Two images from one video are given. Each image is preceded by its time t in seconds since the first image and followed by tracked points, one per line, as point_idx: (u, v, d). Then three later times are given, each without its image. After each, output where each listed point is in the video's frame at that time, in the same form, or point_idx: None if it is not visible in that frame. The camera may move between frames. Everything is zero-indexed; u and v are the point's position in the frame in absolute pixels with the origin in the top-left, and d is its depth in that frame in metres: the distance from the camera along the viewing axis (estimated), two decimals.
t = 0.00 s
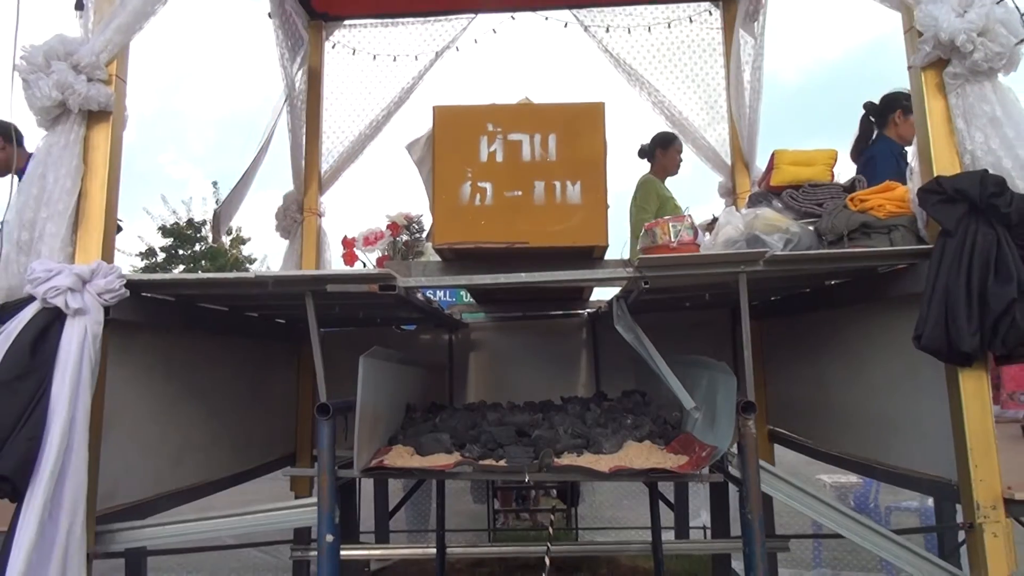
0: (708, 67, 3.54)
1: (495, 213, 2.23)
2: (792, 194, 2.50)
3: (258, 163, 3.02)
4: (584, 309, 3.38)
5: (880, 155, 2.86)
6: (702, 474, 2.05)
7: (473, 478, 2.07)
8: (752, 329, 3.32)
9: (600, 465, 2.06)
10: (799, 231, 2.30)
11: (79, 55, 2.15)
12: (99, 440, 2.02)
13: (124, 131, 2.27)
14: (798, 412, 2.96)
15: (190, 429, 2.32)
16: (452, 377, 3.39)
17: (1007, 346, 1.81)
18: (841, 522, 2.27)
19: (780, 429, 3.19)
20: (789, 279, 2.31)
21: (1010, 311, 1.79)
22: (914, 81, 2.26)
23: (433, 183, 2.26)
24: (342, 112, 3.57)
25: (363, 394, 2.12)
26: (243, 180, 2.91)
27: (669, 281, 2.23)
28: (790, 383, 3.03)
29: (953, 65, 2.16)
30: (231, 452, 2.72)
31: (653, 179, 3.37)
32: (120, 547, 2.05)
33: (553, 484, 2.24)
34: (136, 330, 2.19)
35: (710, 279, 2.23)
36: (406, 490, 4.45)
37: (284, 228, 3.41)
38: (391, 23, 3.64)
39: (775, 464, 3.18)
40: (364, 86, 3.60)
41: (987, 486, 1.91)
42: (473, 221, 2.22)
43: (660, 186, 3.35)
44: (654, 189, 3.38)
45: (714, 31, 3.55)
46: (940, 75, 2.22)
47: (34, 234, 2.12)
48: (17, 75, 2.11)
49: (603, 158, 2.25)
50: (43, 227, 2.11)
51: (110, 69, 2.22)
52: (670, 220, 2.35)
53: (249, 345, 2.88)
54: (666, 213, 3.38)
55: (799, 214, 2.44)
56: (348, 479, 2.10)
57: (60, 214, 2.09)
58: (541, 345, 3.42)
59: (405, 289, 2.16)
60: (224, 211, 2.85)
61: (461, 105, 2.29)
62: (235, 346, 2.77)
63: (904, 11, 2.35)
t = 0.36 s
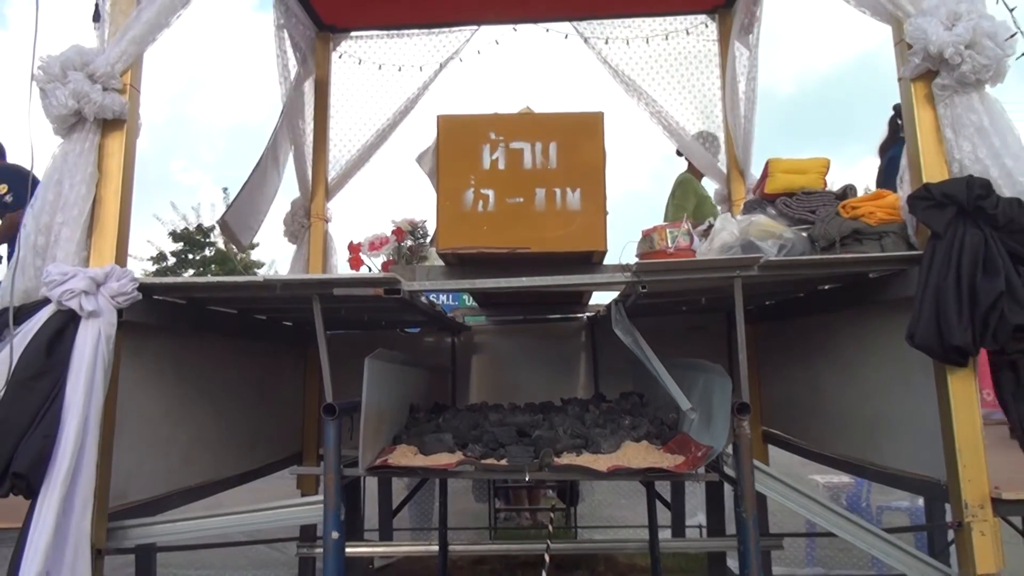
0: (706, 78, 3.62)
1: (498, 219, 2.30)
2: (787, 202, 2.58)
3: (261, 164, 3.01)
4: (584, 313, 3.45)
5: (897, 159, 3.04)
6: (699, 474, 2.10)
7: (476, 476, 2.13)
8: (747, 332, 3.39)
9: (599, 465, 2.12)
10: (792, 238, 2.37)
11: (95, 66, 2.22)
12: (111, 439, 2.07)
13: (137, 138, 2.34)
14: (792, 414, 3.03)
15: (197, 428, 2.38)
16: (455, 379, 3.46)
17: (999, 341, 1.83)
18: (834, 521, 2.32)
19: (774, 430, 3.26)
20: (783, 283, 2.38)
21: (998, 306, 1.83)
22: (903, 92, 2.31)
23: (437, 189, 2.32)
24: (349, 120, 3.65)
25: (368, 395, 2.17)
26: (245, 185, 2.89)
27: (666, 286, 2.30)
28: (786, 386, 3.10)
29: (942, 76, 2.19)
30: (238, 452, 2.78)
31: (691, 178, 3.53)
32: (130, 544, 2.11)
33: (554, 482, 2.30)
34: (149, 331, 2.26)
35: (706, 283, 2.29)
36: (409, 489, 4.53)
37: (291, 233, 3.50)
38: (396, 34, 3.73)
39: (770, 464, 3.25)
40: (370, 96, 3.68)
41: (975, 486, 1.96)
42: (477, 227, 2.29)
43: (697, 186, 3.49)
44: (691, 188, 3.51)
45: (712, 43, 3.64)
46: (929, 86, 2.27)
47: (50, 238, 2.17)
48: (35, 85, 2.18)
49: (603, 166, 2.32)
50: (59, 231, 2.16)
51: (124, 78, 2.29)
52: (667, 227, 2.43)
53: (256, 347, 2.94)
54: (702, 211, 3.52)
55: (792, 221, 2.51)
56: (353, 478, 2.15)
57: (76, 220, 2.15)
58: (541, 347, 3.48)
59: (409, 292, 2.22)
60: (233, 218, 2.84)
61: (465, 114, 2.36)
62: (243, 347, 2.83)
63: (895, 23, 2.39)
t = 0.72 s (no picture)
0: (707, 82, 3.62)
1: (499, 223, 2.30)
2: (787, 206, 2.59)
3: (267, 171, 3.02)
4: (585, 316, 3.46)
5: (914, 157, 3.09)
6: (700, 477, 2.09)
7: (477, 479, 2.12)
8: (748, 336, 3.40)
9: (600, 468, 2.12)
10: (792, 242, 2.37)
11: (98, 69, 2.23)
12: (111, 442, 2.07)
13: (140, 141, 2.35)
14: (793, 417, 3.03)
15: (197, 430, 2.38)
16: (457, 382, 3.46)
17: (995, 354, 1.85)
18: (835, 525, 2.31)
19: (774, 433, 3.26)
20: (783, 287, 2.38)
21: (998, 322, 1.83)
22: (904, 96, 2.33)
23: (438, 193, 2.33)
24: (351, 124, 3.66)
25: (369, 398, 2.17)
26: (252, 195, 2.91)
27: (667, 289, 2.30)
28: (787, 390, 3.10)
29: (941, 81, 2.20)
30: (240, 454, 2.78)
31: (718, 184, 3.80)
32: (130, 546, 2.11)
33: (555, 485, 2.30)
34: (150, 333, 2.26)
35: (706, 287, 2.29)
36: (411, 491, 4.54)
37: (292, 237, 3.40)
38: (398, 38, 3.74)
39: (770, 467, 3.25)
40: (372, 99, 3.69)
41: (975, 490, 1.96)
42: (478, 230, 2.29)
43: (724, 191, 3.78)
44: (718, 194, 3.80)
45: (712, 47, 3.65)
46: (929, 91, 2.28)
47: (53, 240, 2.18)
48: (39, 88, 2.19)
49: (604, 170, 2.32)
50: (62, 234, 2.17)
51: (127, 81, 2.30)
52: (668, 231, 2.47)
53: (258, 349, 2.95)
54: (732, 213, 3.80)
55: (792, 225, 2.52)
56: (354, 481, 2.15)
57: (78, 222, 2.16)
58: (543, 350, 3.49)
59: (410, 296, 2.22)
60: (240, 228, 2.87)
61: (467, 118, 2.36)
62: (244, 350, 2.84)
63: (896, 28, 2.40)
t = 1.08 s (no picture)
0: (708, 86, 3.63)
1: (500, 227, 2.31)
2: (788, 211, 2.59)
3: (279, 186, 3.25)
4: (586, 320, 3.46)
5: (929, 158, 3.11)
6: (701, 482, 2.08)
7: (477, 484, 2.12)
8: (750, 340, 3.40)
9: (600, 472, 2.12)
10: (793, 248, 2.37)
11: (101, 74, 2.24)
12: (113, 446, 2.06)
13: (143, 146, 2.35)
14: (795, 421, 3.03)
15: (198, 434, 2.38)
16: (459, 386, 3.47)
17: (1007, 348, 1.85)
18: (837, 530, 2.31)
19: (776, 438, 3.26)
20: (785, 291, 2.38)
21: (1005, 313, 1.85)
22: (904, 101, 2.33)
23: (439, 197, 2.33)
24: (353, 128, 3.67)
25: (370, 402, 2.17)
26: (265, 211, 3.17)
27: (668, 294, 2.29)
28: (788, 395, 3.09)
29: (942, 86, 2.21)
30: (241, 457, 2.78)
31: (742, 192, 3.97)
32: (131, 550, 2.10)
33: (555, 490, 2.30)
34: (152, 338, 2.26)
35: (708, 291, 2.29)
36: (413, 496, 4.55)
37: (295, 242, 3.46)
38: (400, 43, 3.75)
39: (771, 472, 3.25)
40: (374, 104, 3.71)
41: (977, 494, 1.96)
42: (480, 235, 2.30)
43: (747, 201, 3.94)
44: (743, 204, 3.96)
45: (713, 53, 3.66)
46: (930, 96, 2.28)
47: (56, 245, 2.18)
48: (42, 92, 2.20)
49: (605, 175, 2.33)
50: (65, 238, 2.17)
51: (130, 86, 2.31)
52: (670, 235, 2.46)
53: (259, 353, 2.95)
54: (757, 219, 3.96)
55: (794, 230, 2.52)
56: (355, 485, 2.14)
57: (81, 226, 2.16)
58: (545, 354, 3.49)
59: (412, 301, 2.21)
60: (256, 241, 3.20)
61: (469, 123, 2.37)
62: (245, 354, 2.84)
63: (896, 33, 2.40)
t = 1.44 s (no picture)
0: (708, 99, 3.65)
1: (500, 240, 2.31)
2: (788, 224, 2.60)
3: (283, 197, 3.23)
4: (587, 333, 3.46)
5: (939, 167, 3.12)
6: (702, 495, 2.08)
7: (477, 497, 2.12)
8: (750, 353, 3.41)
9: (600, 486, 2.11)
10: (792, 261, 2.38)
11: (105, 88, 2.25)
12: (112, 459, 2.06)
13: (145, 160, 2.37)
14: (796, 434, 3.03)
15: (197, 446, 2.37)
16: (459, 398, 3.47)
17: (991, 375, 1.88)
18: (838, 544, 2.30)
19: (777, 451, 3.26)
20: (784, 304, 2.39)
21: (997, 342, 1.84)
22: (903, 115, 2.34)
23: (440, 210, 2.34)
24: (354, 141, 3.69)
25: (370, 415, 2.17)
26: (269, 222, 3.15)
27: (668, 307, 2.30)
28: (789, 408, 3.09)
29: (940, 99, 2.22)
30: (240, 469, 2.77)
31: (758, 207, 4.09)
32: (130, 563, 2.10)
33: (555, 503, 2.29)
34: (153, 350, 2.27)
35: (707, 304, 2.30)
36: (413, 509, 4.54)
37: (295, 253, 3.44)
38: (401, 57, 3.78)
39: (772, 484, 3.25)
40: (376, 117, 3.73)
41: (977, 508, 1.95)
42: (481, 248, 2.30)
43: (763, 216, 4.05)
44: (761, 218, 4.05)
45: (712, 66, 3.69)
46: (928, 110, 2.29)
47: (58, 257, 2.19)
48: (45, 106, 2.21)
49: (605, 189, 2.34)
50: (67, 251, 2.18)
51: (133, 100, 2.33)
52: (669, 248, 2.46)
53: (259, 365, 2.96)
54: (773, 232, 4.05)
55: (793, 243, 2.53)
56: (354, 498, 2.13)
57: (83, 239, 2.17)
58: (545, 367, 3.49)
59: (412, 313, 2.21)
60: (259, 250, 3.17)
61: (469, 137, 2.39)
62: (245, 366, 2.84)
63: (895, 47, 2.42)
